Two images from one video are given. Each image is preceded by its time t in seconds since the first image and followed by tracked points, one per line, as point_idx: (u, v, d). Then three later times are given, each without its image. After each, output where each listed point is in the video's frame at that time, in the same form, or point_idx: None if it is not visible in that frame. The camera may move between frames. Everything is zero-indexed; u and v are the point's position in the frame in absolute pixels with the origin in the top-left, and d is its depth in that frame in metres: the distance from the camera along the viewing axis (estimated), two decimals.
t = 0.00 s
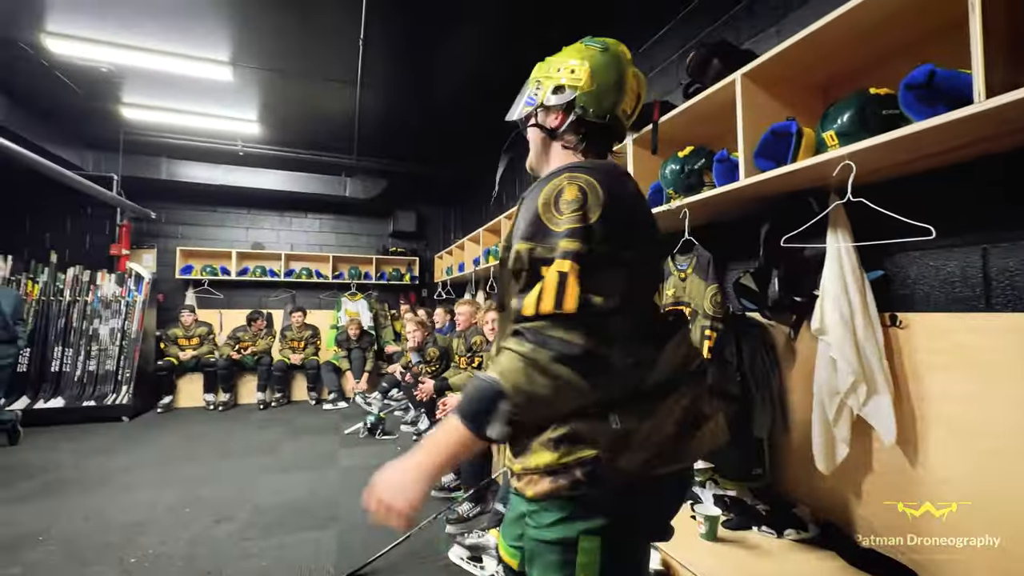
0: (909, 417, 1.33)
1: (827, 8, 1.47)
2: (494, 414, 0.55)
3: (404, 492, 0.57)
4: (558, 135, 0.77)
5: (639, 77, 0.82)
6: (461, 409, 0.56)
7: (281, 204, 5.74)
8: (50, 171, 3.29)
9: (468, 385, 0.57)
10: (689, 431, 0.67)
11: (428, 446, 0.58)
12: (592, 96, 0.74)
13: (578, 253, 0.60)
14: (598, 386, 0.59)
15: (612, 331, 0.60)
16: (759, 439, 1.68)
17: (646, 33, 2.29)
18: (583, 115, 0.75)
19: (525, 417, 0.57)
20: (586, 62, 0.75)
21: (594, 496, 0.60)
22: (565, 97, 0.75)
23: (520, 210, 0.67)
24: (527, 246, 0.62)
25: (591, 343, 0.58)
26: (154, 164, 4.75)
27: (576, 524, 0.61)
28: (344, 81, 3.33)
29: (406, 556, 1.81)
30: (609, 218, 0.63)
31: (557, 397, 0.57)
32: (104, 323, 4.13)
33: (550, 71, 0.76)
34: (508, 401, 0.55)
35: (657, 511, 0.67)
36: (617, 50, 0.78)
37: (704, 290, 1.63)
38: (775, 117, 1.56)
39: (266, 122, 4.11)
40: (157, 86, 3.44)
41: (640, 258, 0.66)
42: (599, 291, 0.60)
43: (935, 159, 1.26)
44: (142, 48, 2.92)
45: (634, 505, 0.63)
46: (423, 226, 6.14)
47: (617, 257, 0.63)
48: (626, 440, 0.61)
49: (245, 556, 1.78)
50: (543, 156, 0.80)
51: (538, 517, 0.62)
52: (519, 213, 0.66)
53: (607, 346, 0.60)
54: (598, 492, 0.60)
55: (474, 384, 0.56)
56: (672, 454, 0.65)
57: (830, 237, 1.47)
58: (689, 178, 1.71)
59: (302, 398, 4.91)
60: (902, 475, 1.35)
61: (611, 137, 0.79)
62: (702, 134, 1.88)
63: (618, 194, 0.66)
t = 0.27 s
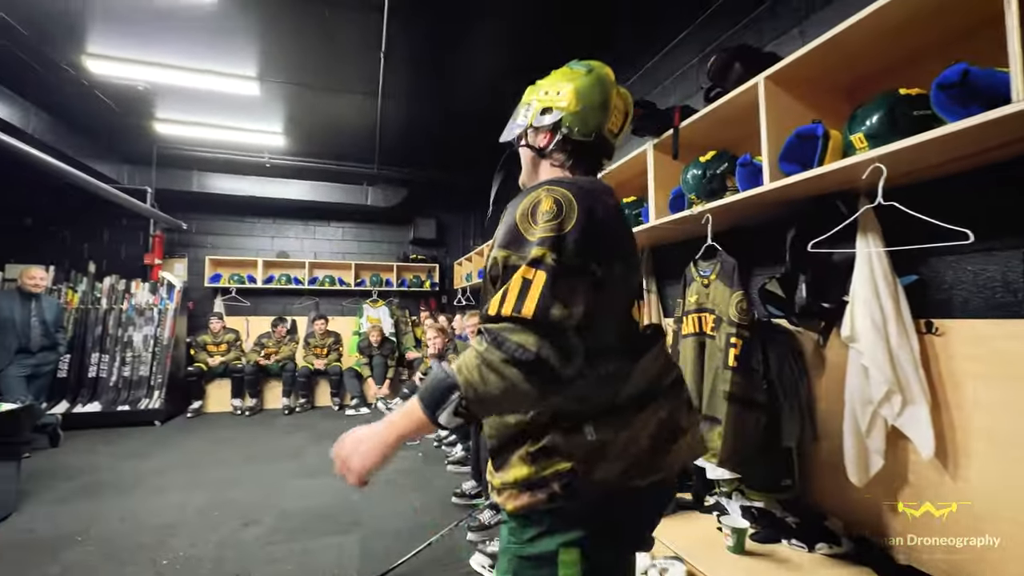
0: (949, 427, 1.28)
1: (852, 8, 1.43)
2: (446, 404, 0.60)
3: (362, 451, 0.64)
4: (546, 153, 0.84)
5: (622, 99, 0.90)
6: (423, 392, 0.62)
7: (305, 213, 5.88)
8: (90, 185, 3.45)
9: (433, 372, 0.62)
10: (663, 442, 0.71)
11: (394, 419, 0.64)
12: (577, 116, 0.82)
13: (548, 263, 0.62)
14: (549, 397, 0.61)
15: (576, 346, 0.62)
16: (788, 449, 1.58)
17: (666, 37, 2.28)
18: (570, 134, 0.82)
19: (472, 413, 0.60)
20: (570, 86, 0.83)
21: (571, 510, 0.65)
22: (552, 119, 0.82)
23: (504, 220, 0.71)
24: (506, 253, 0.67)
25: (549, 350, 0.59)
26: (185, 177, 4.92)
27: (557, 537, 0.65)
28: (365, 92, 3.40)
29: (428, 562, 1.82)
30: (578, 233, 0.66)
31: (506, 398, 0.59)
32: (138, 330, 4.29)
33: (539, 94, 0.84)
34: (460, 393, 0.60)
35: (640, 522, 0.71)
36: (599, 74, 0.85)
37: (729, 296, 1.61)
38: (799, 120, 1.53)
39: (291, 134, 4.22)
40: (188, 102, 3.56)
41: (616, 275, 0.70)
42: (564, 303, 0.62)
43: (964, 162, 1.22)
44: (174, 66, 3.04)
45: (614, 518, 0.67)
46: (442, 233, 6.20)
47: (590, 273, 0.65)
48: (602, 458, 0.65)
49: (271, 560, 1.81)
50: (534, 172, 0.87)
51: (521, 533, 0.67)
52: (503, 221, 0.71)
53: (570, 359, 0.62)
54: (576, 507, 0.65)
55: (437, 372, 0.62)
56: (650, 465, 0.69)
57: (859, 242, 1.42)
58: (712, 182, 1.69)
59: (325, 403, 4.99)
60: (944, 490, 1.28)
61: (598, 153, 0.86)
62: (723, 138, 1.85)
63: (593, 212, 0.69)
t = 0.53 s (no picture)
0: (982, 438, 1.23)
1: (874, 7, 1.41)
2: (537, 428, 0.62)
3: (485, 522, 0.62)
4: (538, 172, 0.88)
5: (609, 116, 0.93)
6: (509, 433, 0.62)
7: (321, 220, 5.97)
8: (116, 195, 3.55)
9: (506, 409, 0.63)
10: (633, 440, 0.76)
11: (493, 474, 0.63)
12: (564, 136, 0.86)
13: (576, 267, 0.69)
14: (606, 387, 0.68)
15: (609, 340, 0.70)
16: (812, 457, 1.54)
17: (683, 39, 2.26)
18: (558, 153, 0.86)
19: (555, 422, 0.63)
20: (557, 109, 0.87)
21: (532, 484, 0.67)
22: (542, 140, 0.87)
23: (522, 229, 0.77)
24: (534, 262, 0.73)
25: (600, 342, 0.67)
26: (207, 186, 5.03)
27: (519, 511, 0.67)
28: (380, 99, 3.44)
29: (446, 568, 1.82)
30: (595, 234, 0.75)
31: (578, 398, 0.64)
32: (162, 336, 4.39)
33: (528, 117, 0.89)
34: (542, 411, 0.63)
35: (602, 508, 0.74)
36: (585, 95, 0.89)
37: (749, 301, 1.59)
38: (818, 123, 1.51)
39: (308, 143, 4.30)
40: (210, 113, 3.65)
41: (620, 279, 0.78)
42: (597, 302, 0.69)
43: (989, 164, 1.21)
44: (196, 78, 3.12)
45: (574, 497, 0.70)
46: (457, 238, 6.24)
47: (608, 275, 0.74)
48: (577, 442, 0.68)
49: (291, 564, 1.83)
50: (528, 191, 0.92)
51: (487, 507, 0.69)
52: (522, 231, 0.76)
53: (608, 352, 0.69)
54: (538, 480, 0.67)
55: (512, 407, 0.63)
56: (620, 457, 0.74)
57: (886, 246, 1.39)
58: (731, 186, 1.66)
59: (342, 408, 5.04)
60: (977, 501, 1.24)
61: (587, 169, 0.89)
62: (740, 141, 1.83)
63: (603, 220, 0.78)
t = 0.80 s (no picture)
0: (1007, 445, 1.19)
1: (891, 5, 1.39)
2: (554, 425, 0.63)
3: (502, 526, 0.61)
4: (526, 186, 0.90)
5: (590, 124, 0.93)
6: (525, 432, 0.63)
7: (333, 225, 6.04)
8: (135, 202, 3.64)
9: (522, 410, 0.63)
10: (616, 443, 0.72)
11: (509, 476, 0.63)
12: (545, 147, 0.87)
13: (579, 269, 0.71)
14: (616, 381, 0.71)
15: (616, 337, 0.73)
16: (830, 463, 1.52)
17: (695, 41, 2.26)
18: (542, 164, 0.88)
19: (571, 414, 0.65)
20: (537, 123, 0.89)
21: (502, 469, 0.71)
22: (524, 155, 0.89)
23: (520, 234, 0.76)
24: (536, 265, 0.72)
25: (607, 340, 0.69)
26: (222, 192, 5.11)
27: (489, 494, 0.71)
28: (392, 106, 3.49)
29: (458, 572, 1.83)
30: (593, 236, 0.77)
31: (590, 394, 0.66)
32: (179, 339, 4.47)
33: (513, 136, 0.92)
34: (560, 408, 0.63)
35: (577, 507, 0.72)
36: (561, 107, 0.91)
37: (765, 305, 1.57)
38: (834, 124, 1.49)
39: (321, 149, 4.36)
40: (226, 121, 3.72)
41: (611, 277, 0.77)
42: (602, 302, 0.72)
43: (1007, 166, 1.19)
44: (213, 87, 3.19)
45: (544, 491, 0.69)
46: (467, 242, 6.27)
47: (609, 277, 0.76)
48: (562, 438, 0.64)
49: (305, 566, 1.85)
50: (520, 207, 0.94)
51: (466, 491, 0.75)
52: (521, 236, 0.76)
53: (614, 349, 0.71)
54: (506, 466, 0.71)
55: (528, 407, 0.63)
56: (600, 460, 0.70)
57: (906, 248, 1.36)
58: (744, 189, 1.64)
59: (354, 411, 5.08)
60: (1001, 509, 1.21)
61: (573, 176, 0.90)
62: (753, 144, 1.82)
63: (598, 224, 0.80)
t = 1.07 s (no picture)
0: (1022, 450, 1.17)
1: (901, 7, 1.37)
2: (482, 424, 0.66)
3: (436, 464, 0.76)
4: (527, 183, 0.92)
5: (588, 132, 1.00)
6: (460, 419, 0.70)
7: (342, 228, 6.09)
8: (148, 206, 3.69)
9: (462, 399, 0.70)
10: (580, 451, 0.76)
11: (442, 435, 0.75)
12: (552, 149, 0.91)
13: (541, 276, 0.72)
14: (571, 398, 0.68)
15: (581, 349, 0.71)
16: (842, 470, 1.51)
17: (704, 42, 2.25)
18: (547, 165, 0.91)
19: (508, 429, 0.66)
20: (542, 122, 0.91)
21: (471, 492, 0.75)
22: (531, 153, 0.91)
23: (494, 238, 0.79)
24: (501, 270, 0.75)
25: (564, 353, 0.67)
26: (233, 196, 5.16)
27: (462, 518, 0.75)
28: (400, 110, 3.51)
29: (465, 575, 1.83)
30: (565, 245, 0.77)
31: (531, 406, 0.65)
32: (190, 342, 4.53)
33: (515, 131, 0.92)
34: (492, 411, 0.65)
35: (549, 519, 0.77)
36: (567, 110, 0.95)
37: (775, 308, 1.56)
38: (845, 127, 1.47)
39: (330, 153, 4.40)
40: (236, 126, 3.76)
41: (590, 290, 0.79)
42: (564, 310, 0.70)
43: (1021, 168, 1.17)
44: (224, 93, 3.23)
45: (514, 507, 0.74)
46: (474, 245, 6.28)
47: (579, 286, 0.76)
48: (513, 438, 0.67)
49: (313, 568, 1.86)
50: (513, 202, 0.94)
51: (440, 514, 0.79)
52: (492, 241, 0.79)
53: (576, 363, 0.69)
54: (474, 489, 0.75)
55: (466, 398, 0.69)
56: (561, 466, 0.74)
57: (918, 251, 1.35)
58: (753, 192, 1.64)
59: (362, 413, 5.11)
60: (1013, 515, 1.19)
61: (570, 180, 0.95)
62: (762, 146, 1.81)
63: (573, 231, 0.80)
